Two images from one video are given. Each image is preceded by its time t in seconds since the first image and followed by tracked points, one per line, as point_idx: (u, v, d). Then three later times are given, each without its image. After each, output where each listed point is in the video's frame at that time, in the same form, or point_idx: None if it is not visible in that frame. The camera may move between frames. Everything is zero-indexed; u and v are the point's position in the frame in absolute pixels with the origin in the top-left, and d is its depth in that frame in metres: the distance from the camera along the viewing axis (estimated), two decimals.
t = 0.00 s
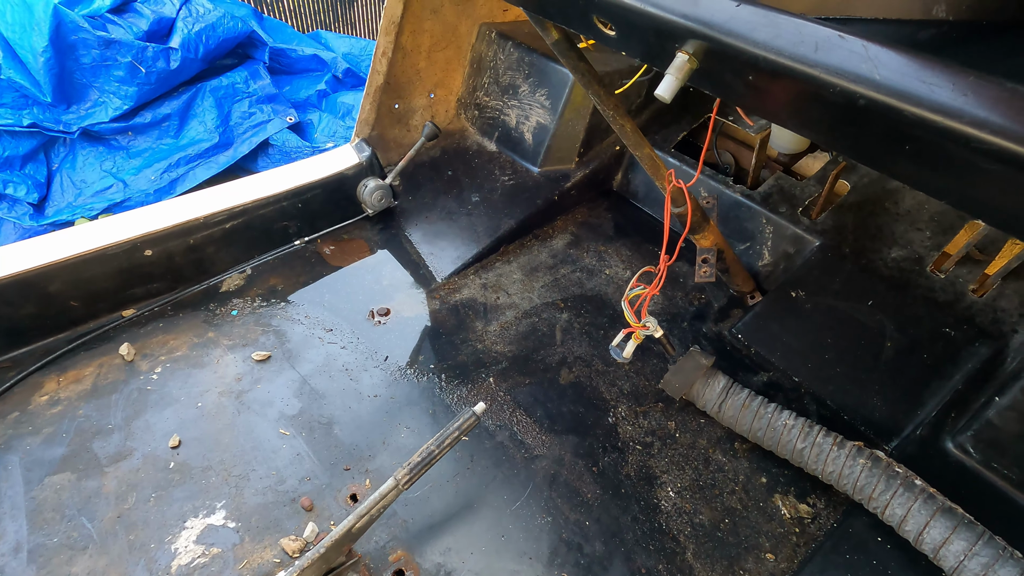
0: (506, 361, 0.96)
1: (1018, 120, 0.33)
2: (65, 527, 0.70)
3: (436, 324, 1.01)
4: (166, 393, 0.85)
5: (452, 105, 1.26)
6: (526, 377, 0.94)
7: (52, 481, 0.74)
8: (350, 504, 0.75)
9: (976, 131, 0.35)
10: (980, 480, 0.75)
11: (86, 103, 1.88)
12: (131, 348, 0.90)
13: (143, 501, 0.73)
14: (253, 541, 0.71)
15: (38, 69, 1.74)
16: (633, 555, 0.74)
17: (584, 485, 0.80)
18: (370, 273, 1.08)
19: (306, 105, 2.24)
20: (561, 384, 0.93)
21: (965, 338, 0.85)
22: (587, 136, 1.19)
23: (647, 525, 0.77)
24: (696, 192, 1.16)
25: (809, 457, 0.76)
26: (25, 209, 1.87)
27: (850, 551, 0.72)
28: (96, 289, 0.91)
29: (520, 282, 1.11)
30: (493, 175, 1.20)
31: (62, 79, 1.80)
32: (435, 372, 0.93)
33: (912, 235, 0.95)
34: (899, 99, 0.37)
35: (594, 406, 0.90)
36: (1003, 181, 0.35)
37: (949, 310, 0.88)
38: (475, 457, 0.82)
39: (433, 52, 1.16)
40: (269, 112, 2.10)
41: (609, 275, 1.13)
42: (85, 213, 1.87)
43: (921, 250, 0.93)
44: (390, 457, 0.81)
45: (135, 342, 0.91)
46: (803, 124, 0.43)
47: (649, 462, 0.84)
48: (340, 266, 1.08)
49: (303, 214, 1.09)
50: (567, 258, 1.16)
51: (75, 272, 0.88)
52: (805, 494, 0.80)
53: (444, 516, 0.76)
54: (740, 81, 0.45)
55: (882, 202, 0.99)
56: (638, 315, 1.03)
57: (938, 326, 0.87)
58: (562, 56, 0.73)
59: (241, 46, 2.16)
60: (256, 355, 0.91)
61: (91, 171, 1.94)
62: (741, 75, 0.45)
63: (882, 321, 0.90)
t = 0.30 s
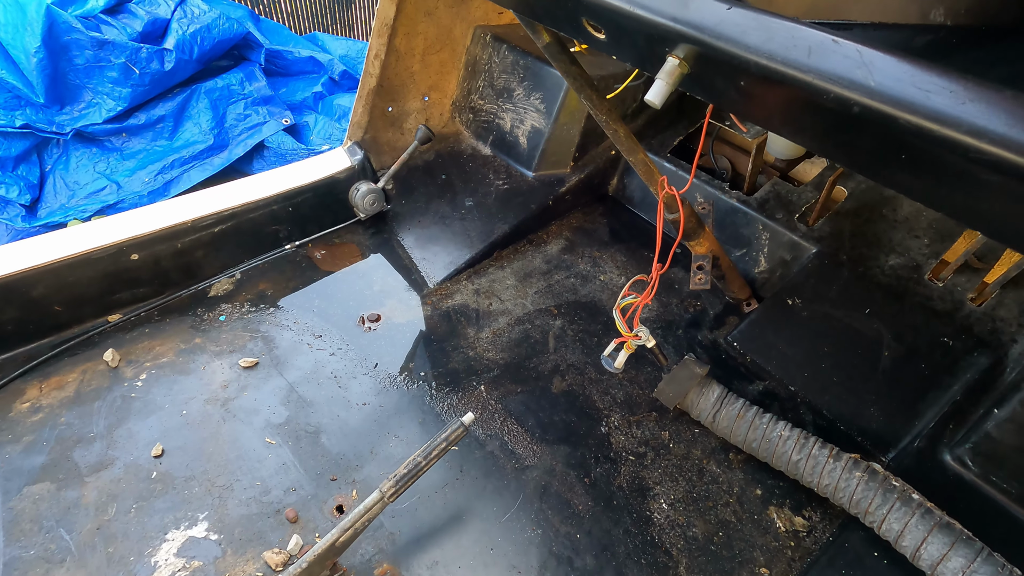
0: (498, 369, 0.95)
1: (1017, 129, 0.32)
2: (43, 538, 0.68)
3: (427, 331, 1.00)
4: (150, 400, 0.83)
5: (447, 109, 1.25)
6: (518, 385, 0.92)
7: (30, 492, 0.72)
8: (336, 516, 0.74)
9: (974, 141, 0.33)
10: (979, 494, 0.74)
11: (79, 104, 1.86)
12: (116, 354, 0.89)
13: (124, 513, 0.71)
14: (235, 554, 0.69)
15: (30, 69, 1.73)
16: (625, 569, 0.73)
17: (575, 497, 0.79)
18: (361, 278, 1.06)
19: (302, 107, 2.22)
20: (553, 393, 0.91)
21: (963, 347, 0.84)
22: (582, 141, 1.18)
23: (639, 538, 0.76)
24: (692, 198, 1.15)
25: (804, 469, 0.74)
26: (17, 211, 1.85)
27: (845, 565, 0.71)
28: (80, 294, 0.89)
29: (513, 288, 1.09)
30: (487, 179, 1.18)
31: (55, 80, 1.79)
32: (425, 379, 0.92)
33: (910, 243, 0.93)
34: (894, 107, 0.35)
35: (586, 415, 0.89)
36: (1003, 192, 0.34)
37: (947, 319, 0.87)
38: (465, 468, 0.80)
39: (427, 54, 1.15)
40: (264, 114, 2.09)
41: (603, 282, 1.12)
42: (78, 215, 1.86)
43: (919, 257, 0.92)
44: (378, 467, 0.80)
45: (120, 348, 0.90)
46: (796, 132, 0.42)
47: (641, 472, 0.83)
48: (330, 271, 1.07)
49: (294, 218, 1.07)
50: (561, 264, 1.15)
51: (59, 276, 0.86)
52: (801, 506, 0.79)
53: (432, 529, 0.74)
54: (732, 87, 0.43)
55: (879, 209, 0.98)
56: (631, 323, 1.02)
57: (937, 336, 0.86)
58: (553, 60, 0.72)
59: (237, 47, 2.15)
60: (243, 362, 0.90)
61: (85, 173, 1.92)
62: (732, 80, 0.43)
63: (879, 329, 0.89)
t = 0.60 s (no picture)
0: (495, 373, 0.95)
1: (1002, 146, 0.33)
2: (41, 541, 0.69)
3: (425, 335, 1.00)
4: (148, 403, 0.84)
5: (446, 114, 1.26)
6: (515, 390, 0.93)
7: (28, 494, 0.73)
8: (332, 520, 0.74)
9: (960, 156, 0.34)
10: (974, 501, 0.74)
11: (81, 107, 1.87)
12: (115, 357, 0.89)
13: (121, 516, 0.71)
14: (232, 557, 0.70)
15: (32, 73, 1.74)
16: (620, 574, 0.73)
17: (571, 501, 0.79)
18: (360, 282, 1.07)
19: (303, 110, 2.23)
20: (550, 398, 0.92)
21: (959, 354, 0.84)
22: (581, 146, 1.18)
23: (635, 543, 0.76)
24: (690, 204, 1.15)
25: (799, 475, 0.75)
26: (19, 213, 1.86)
27: (840, 571, 0.72)
28: (80, 297, 0.90)
29: (511, 292, 1.10)
30: (486, 184, 1.19)
31: (57, 83, 1.80)
32: (422, 384, 0.92)
33: (906, 249, 0.94)
34: (881, 121, 0.36)
35: (583, 420, 0.89)
36: (989, 207, 0.34)
37: (942, 326, 0.87)
38: (461, 472, 0.81)
39: (427, 60, 1.16)
40: (266, 117, 2.10)
41: (601, 287, 1.12)
42: (79, 217, 1.87)
43: (915, 264, 0.92)
44: (375, 471, 0.80)
45: (119, 351, 0.90)
46: (786, 143, 0.43)
47: (637, 477, 0.83)
48: (329, 275, 1.07)
49: (293, 222, 1.08)
50: (559, 268, 1.15)
51: (59, 280, 0.87)
52: (796, 512, 0.79)
53: (428, 532, 0.74)
54: (724, 99, 0.44)
55: (875, 215, 0.98)
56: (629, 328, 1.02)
57: (932, 343, 0.86)
58: (550, 68, 0.72)
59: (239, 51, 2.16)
60: (242, 366, 0.90)
61: (86, 175, 1.93)
62: (723, 92, 0.44)
63: (874, 336, 0.89)
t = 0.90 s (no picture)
0: (498, 373, 0.95)
1: (1002, 144, 0.33)
2: (48, 536, 0.69)
3: (429, 335, 1.01)
4: (154, 401, 0.84)
5: (450, 115, 1.26)
6: (518, 389, 0.93)
7: (35, 490, 0.73)
8: (336, 517, 0.75)
9: (961, 154, 0.34)
10: (976, 502, 0.74)
11: (87, 107, 1.88)
12: (121, 355, 0.90)
13: (128, 511, 0.72)
14: (237, 553, 0.70)
15: (39, 73, 1.75)
16: (622, 572, 0.73)
17: (573, 500, 0.80)
18: (364, 281, 1.07)
19: (307, 111, 2.24)
20: (553, 397, 0.92)
21: (961, 355, 0.85)
22: (584, 147, 1.19)
23: (637, 542, 0.76)
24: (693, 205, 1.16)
25: (802, 475, 0.75)
26: (24, 212, 1.87)
27: (842, 570, 0.72)
28: (87, 295, 0.91)
29: (514, 292, 1.10)
30: (490, 184, 1.20)
31: (63, 84, 1.81)
32: (426, 383, 0.92)
33: (908, 251, 0.94)
34: (884, 120, 0.36)
35: (586, 420, 0.89)
36: (990, 204, 0.35)
37: (944, 326, 0.87)
38: (464, 470, 0.81)
39: (431, 61, 1.16)
40: (270, 118, 2.11)
41: (604, 287, 1.12)
42: (84, 217, 1.88)
43: (917, 265, 0.92)
44: (379, 469, 0.80)
45: (125, 349, 0.91)
46: (790, 142, 0.43)
47: (640, 477, 0.83)
48: (333, 274, 1.08)
49: (298, 222, 1.08)
50: (562, 269, 1.16)
51: (66, 277, 0.87)
52: (798, 512, 0.79)
53: (431, 530, 0.75)
54: (728, 98, 0.45)
55: (877, 217, 0.98)
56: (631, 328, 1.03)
57: (934, 344, 0.86)
58: (555, 69, 0.73)
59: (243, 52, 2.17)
60: (246, 364, 0.91)
61: (91, 175, 1.94)
62: (727, 92, 0.44)
63: (876, 337, 0.90)
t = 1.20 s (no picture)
0: (505, 376, 0.96)
1: (1005, 160, 0.34)
2: (63, 536, 0.70)
3: (436, 338, 1.02)
4: (166, 402, 0.85)
5: (457, 119, 1.27)
6: (525, 392, 0.94)
7: (50, 490, 0.74)
8: (346, 518, 0.76)
9: (968, 168, 0.35)
10: (980, 505, 0.74)
11: (96, 110, 1.90)
12: (133, 357, 0.91)
13: (141, 512, 0.73)
14: (249, 554, 0.71)
15: (49, 76, 1.77)
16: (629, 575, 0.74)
17: (580, 502, 0.80)
18: (372, 284, 1.08)
19: (313, 114, 2.25)
20: (559, 400, 0.93)
21: (965, 360, 0.85)
22: (590, 151, 1.19)
23: (644, 544, 0.77)
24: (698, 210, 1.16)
25: (807, 479, 0.76)
26: (33, 214, 1.88)
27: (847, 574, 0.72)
28: (99, 297, 0.92)
29: (521, 296, 1.11)
30: (496, 188, 1.20)
31: (73, 87, 1.83)
32: (434, 386, 0.93)
33: (913, 256, 0.93)
34: (892, 133, 0.37)
35: (592, 423, 0.90)
36: (995, 217, 0.35)
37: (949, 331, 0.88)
38: (472, 473, 0.82)
39: (439, 66, 1.17)
40: (276, 121, 2.12)
41: (610, 291, 1.13)
42: (93, 219, 1.89)
43: (922, 271, 0.92)
44: (387, 471, 0.81)
45: (137, 351, 0.92)
46: (798, 153, 0.43)
47: (646, 480, 0.84)
48: (341, 277, 1.09)
49: (307, 226, 1.09)
50: (568, 273, 1.16)
51: (80, 280, 0.89)
52: (803, 516, 0.80)
53: (439, 532, 0.76)
54: (737, 110, 0.45)
55: (882, 222, 0.97)
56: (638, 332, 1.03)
57: (939, 349, 0.87)
58: (563, 77, 0.74)
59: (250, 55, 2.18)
60: (256, 366, 0.92)
61: (100, 177, 1.96)
62: (736, 103, 0.44)
63: (881, 342, 0.90)
